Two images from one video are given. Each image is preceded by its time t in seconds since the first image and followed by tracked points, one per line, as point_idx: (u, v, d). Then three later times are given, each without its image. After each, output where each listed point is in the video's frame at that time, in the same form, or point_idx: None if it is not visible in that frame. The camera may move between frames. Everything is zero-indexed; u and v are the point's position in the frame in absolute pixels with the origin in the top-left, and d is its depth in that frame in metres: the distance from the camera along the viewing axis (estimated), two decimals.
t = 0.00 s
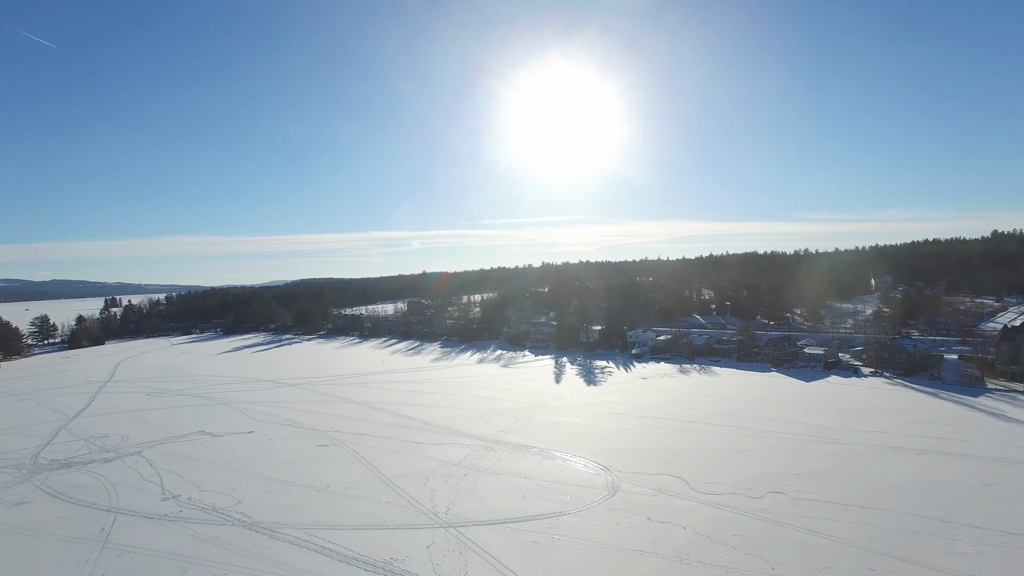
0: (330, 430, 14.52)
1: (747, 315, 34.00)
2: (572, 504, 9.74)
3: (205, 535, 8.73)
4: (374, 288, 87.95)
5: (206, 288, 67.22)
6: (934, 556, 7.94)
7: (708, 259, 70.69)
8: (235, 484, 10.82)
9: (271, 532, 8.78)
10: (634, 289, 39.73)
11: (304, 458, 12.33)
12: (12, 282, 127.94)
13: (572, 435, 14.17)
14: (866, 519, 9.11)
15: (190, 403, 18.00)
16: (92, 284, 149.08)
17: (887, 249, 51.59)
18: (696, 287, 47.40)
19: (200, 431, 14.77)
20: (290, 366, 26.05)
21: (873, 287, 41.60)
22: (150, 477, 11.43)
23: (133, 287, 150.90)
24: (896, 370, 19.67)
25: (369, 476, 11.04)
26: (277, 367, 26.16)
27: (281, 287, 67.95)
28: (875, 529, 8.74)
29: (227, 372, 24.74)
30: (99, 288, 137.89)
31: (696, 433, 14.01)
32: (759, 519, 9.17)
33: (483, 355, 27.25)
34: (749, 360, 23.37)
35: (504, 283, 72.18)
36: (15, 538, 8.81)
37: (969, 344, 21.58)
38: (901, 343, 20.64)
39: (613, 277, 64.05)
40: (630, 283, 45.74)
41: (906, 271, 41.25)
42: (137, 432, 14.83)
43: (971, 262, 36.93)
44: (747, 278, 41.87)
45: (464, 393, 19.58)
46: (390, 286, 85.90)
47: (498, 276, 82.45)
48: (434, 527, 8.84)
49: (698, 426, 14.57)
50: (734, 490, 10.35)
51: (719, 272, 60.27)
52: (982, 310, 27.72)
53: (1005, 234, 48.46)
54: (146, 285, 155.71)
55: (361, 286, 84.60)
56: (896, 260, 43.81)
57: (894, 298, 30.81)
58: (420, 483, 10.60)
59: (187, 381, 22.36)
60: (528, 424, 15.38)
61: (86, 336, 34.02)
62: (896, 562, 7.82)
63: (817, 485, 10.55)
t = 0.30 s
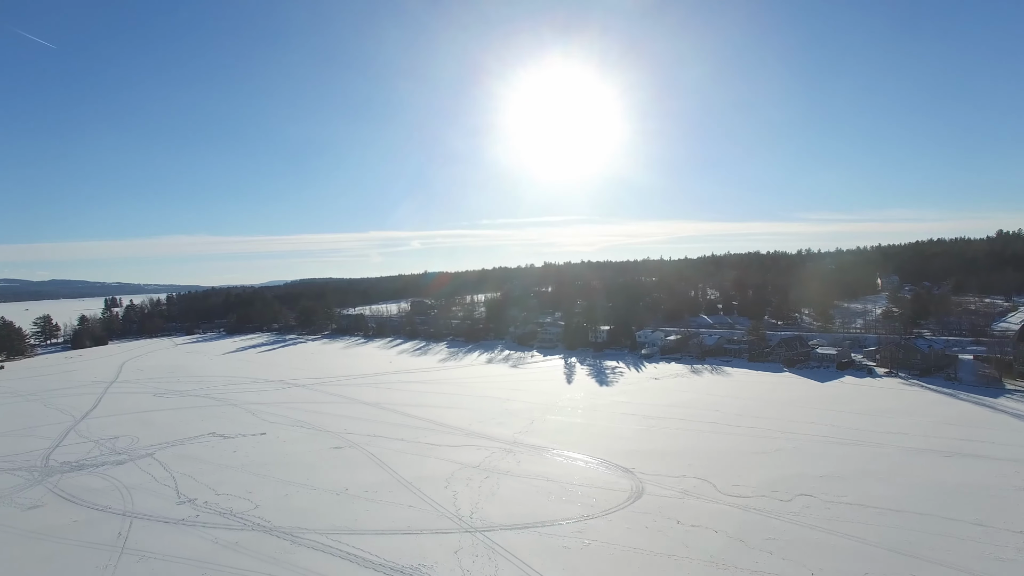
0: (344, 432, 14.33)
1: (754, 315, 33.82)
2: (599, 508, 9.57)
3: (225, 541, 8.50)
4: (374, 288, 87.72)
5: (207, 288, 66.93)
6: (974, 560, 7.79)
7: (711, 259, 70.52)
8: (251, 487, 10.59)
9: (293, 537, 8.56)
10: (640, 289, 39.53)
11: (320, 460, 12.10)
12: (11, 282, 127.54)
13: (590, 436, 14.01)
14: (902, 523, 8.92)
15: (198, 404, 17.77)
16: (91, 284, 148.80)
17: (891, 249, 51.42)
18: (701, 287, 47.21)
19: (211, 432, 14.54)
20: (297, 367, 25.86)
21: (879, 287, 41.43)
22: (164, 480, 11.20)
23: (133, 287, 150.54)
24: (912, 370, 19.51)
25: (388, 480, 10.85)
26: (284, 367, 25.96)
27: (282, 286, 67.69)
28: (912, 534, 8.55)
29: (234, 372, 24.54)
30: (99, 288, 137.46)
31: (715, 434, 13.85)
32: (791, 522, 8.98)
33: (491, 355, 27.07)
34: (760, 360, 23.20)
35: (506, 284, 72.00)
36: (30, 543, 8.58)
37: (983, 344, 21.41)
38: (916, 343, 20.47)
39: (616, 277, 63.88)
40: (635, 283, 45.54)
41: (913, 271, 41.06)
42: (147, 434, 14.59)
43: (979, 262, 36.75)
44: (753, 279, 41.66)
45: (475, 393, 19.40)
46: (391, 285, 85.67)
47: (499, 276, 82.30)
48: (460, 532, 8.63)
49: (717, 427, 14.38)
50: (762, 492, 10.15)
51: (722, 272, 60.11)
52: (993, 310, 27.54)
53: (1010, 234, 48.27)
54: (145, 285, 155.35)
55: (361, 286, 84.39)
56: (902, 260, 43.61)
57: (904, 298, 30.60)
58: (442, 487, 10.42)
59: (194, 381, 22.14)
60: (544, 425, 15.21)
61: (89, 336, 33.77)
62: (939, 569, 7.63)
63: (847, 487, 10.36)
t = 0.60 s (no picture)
0: (358, 433, 14.15)
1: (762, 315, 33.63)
2: (626, 511, 9.41)
3: (247, 546, 8.29)
4: (375, 288, 87.45)
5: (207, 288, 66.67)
6: (1014, 564, 7.61)
7: (713, 258, 70.31)
8: (268, 490, 10.39)
9: (316, 543, 8.36)
10: (646, 289, 39.31)
11: (336, 462, 11.89)
12: (9, 282, 126.97)
13: (608, 437, 13.83)
14: (937, 527, 8.74)
15: (208, 405, 17.54)
16: (90, 284, 148.48)
17: (896, 248, 51.25)
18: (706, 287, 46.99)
19: (222, 434, 14.32)
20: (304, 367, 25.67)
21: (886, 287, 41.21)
22: (178, 482, 10.98)
23: (132, 287, 150.14)
24: (927, 370, 19.33)
25: (408, 483, 10.67)
26: (291, 367, 25.77)
27: (284, 286, 67.43)
28: (949, 538, 8.38)
29: (241, 372, 24.35)
30: (98, 288, 137.04)
31: (735, 435, 13.68)
32: (824, 526, 8.79)
33: (500, 355, 26.93)
34: (772, 360, 23.02)
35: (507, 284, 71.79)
36: (47, 548, 8.37)
37: (997, 343, 21.23)
38: (930, 343, 20.29)
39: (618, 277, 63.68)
40: (640, 283, 45.30)
41: (920, 270, 40.88)
42: (157, 435, 14.36)
43: (987, 262, 36.53)
44: (759, 278, 41.44)
45: (487, 394, 19.21)
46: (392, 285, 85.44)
47: (500, 277, 82.09)
48: (487, 538, 8.42)
49: (736, 428, 14.20)
50: (791, 495, 9.97)
51: (725, 271, 59.93)
52: (1004, 310, 27.35)
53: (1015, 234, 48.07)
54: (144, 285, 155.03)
55: (361, 285, 84.15)
56: (908, 259, 43.43)
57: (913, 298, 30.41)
58: (464, 490, 10.24)
59: (202, 382, 21.94)
60: (560, 425, 15.04)
61: (93, 336, 33.54)
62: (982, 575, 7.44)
63: (877, 489, 10.17)
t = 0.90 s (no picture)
0: (373, 435, 13.95)
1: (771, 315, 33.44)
2: (654, 515, 9.22)
3: (269, 551, 8.08)
4: (377, 288, 87.26)
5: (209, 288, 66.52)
6: None
7: (717, 258, 70.13)
8: (287, 493, 10.18)
9: (341, 548, 8.15)
10: (652, 289, 39.15)
11: (353, 464, 11.67)
12: (10, 283, 126.87)
13: (627, 438, 13.65)
14: (975, 530, 8.54)
15: (218, 406, 17.34)
16: (90, 284, 148.29)
17: (902, 247, 51.07)
18: (712, 287, 46.82)
19: (235, 435, 14.09)
20: (311, 367, 25.49)
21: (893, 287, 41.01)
22: (194, 485, 10.75)
23: (133, 287, 149.94)
24: (943, 370, 19.13)
25: (430, 485, 10.47)
26: (298, 367, 25.60)
27: (286, 285, 67.23)
28: (989, 542, 8.18)
29: (249, 373, 24.18)
30: (98, 288, 136.77)
31: (756, 436, 13.51)
32: (859, 528, 8.60)
33: (509, 355, 26.75)
34: (784, 360, 22.84)
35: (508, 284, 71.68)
36: (65, 554, 8.16)
37: (1013, 344, 21.03)
38: (946, 343, 20.09)
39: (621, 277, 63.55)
40: (646, 283, 45.14)
41: (928, 270, 40.69)
42: (169, 437, 14.13)
43: (996, 262, 36.28)
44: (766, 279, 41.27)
45: (499, 395, 19.03)
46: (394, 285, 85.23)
47: (503, 277, 81.89)
48: (515, 543, 8.23)
49: (756, 430, 14.02)
50: (821, 497, 9.78)
51: (729, 271, 59.81)
52: (1016, 310, 27.14)
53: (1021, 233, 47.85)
54: (144, 285, 154.89)
55: (362, 285, 84.04)
56: (915, 259, 43.24)
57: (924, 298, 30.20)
58: (487, 494, 10.05)
59: (210, 382, 21.73)
60: (578, 426, 14.85)
61: (97, 336, 33.34)
62: None
63: (908, 492, 9.96)
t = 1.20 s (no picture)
0: (388, 436, 13.74)
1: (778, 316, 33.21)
2: (684, 518, 9.04)
3: (293, 558, 7.87)
4: (377, 288, 87.25)
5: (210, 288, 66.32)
6: None
7: (720, 258, 69.90)
8: (306, 497, 9.96)
9: (366, 554, 7.95)
10: (658, 289, 38.99)
11: (371, 467, 11.46)
12: (9, 283, 126.54)
13: (646, 440, 13.45)
14: (1013, 534, 8.35)
15: (227, 408, 17.11)
16: (90, 284, 148.05)
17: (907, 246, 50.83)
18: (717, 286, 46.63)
19: (247, 437, 13.87)
20: (318, 367, 25.32)
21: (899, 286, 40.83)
22: (210, 489, 10.54)
23: (133, 287, 149.65)
24: (958, 370, 18.96)
25: (451, 489, 10.30)
26: (305, 367, 25.42)
27: (288, 285, 67.01)
28: None
29: (256, 373, 24.01)
30: (98, 288, 136.57)
31: (777, 437, 13.32)
32: (895, 532, 8.41)
33: (517, 356, 26.55)
34: (795, 360, 22.69)
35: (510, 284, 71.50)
36: (83, 560, 7.95)
37: None
38: (961, 342, 19.91)
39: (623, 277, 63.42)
40: (651, 283, 45.00)
41: (934, 270, 40.46)
42: (180, 439, 13.91)
43: (1004, 261, 36.09)
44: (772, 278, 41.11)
45: (511, 395, 18.87)
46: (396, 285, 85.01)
47: (505, 277, 81.65)
48: (544, 549, 8.04)
49: (776, 430, 13.85)
50: (851, 500, 9.59)
51: (733, 271, 59.67)
52: None
53: None
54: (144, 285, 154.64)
55: (363, 284, 83.87)
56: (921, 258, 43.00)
57: (933, 298, 30.00)
58: (511, 497, 9.88)
59: (217, 383, 21.53)
60: (594, 427, 14.66)
61: (100, 336, 33.12)
62: None
63: (939, 494, 9.78)
